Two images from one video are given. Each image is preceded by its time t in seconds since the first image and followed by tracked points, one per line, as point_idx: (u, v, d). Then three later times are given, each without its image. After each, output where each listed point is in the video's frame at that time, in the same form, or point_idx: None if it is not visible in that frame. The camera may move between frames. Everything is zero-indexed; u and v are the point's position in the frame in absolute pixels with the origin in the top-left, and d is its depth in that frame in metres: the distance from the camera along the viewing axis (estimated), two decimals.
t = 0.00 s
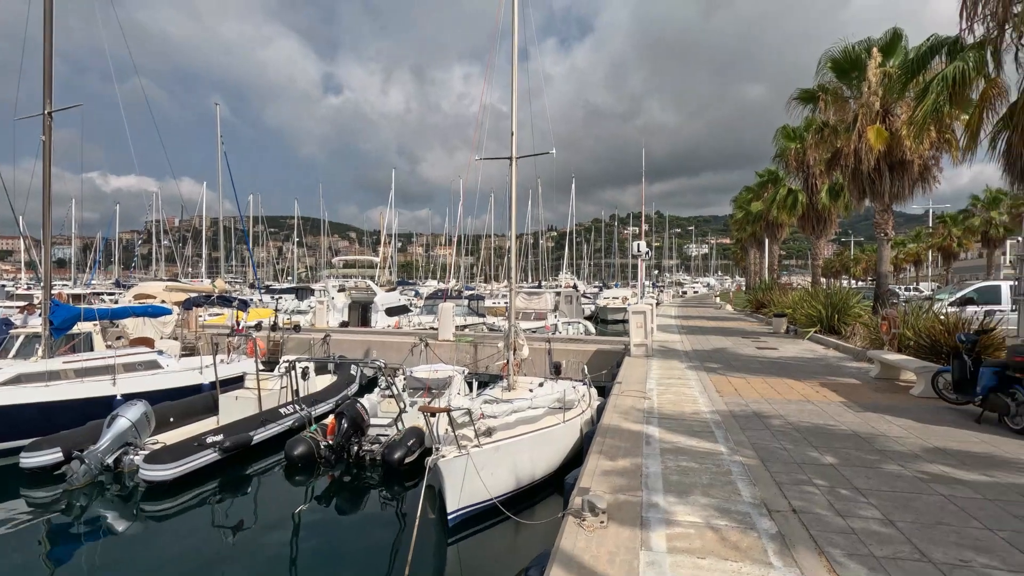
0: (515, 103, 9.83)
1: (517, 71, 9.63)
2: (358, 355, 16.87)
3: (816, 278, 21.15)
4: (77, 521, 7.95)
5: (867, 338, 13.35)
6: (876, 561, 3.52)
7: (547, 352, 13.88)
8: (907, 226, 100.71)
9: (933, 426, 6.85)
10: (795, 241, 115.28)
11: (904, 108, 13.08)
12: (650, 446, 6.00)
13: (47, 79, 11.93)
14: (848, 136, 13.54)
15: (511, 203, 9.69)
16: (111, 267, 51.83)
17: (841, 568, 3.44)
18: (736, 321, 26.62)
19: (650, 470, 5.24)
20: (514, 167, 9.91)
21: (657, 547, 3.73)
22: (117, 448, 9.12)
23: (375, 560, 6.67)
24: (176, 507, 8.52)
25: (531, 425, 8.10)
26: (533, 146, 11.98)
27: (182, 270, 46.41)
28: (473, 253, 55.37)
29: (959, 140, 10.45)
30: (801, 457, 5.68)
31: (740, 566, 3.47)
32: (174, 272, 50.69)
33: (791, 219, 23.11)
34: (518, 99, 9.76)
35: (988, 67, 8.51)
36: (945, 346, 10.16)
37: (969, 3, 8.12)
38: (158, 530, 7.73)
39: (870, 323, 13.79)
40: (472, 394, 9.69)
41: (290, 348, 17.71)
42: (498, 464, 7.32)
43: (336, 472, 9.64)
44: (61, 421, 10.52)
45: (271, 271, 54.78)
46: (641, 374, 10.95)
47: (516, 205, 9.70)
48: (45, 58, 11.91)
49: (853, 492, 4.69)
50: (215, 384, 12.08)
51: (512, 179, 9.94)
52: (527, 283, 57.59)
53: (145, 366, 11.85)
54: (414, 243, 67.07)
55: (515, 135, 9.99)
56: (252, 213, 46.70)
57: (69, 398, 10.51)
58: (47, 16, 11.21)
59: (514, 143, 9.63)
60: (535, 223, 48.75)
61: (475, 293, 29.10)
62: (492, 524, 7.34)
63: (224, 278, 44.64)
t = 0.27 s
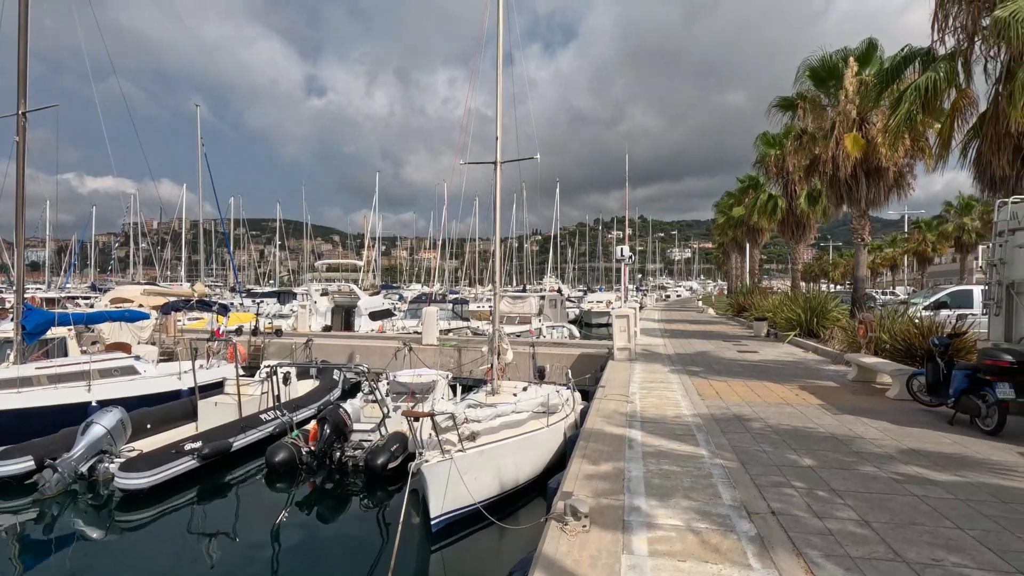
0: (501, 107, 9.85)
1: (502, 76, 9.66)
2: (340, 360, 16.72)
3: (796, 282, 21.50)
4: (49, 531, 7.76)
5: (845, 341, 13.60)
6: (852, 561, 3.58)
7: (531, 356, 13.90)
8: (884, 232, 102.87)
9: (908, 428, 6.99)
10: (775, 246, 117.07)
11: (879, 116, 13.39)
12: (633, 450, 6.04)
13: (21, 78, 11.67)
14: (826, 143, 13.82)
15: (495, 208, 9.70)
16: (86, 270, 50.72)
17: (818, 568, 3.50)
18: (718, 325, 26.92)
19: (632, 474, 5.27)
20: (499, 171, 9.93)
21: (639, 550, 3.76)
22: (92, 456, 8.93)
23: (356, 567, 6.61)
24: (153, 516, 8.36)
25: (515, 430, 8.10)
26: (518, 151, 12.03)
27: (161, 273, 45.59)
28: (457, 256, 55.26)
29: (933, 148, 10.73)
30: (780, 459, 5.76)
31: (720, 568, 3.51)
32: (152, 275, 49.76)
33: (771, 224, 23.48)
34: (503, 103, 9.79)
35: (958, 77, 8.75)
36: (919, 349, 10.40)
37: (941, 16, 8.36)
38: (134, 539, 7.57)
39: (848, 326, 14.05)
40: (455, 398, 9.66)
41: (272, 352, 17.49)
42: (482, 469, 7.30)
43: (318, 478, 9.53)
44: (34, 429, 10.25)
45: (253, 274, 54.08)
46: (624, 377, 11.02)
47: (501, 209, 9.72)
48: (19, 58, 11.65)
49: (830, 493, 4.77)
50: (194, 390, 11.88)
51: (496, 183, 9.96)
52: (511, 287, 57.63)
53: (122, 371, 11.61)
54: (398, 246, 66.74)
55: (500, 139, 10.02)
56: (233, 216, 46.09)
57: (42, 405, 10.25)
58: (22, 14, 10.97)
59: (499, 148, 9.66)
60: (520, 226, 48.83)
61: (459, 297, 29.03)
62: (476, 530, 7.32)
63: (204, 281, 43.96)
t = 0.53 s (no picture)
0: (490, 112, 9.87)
1: (492, 81, 9.68)
2: (329, 364, 16.59)
3: (783, 286, 21.71)
4: (29, 538, 7.62)
5: (831, 345, 13.75)
6: (838, 564, 3.62)
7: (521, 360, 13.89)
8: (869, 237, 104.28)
9: (892, 432, 7.08)
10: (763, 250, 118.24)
11: (863, 124, 13.59)
12: (622, 454, 6.06)
13: (5, 78, 11.50)
14: (811, 149, 14.01)
15: (485, 212, 9.72)
16: (69, 273, 49.94)
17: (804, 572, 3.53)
18: (706, 329, 27.09)
19: (621, 479, 5.28)
20: (489, 176, 9.94)
21: (627, 555, 3.76)
22: (74, 463, 8.78)
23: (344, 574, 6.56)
24: (136, 523, 8.23)
25: (504, 434, 8.08)
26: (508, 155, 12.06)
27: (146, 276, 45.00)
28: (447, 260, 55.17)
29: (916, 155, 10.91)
30: (768, 463, 5.80)
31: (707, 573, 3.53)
32: (138, 278, 49.13)
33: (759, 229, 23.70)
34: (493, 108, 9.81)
35: (940, 86, 8.92)
36: (904, 353, 10.54)
37: (923, 26, 8.52)
38: (117, 547, 7.45)
39: (834, 331, 14.21)
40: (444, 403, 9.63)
41: (259, 356, 17.32)
42: (471, 474, 7.27)
43: (306, 484, 9.42)
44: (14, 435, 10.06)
45: (240, 277, 53.57)
46: (613, 382, 11.05)
47: (491, 214, 9.72)
48: (3, 57, 11.49)
49: (816, 497, 4.82)
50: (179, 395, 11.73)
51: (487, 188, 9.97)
52: (501, 290, 57.60)
53: (105, 376, 11.44)
54: (387, 250, 66.49)
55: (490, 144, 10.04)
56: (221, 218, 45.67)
57: (22, 410, 10.06)
58: (6, 13, 10.83)
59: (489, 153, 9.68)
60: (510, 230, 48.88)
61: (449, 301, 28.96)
62: (464, 536, 7.28)
63: (190, 284, 43.48)
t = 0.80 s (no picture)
0: (486, 118, 9.86)
1: (488, 86, 9.70)
2: (323, 369, 16.52)
3: (777, 292, 21.79)
4: (17, 546, 7.52)
5: (825, 351, 13.79)
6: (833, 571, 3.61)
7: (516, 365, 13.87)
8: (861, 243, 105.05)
9: (887, 437, 7.09)
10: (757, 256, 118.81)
11: (857, 130, 13.69)
12: (618, 460, 6.05)
13: None
14: (805, 155, 14.08)
15: (481, 216, 9.71)
16: (62, 277, 49.55)
17: None
18: (701, 334, 27.15)
19: (616, 485, 5.26)
20: (486, 180, 9.95)
21: (623, 562, 3.74)
22: (64, 470, 8.69)
23: None
24: (125, 530, 8.12)
25: (499, 440, 8.04)
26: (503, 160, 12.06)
27: (139, 280, 44.71)
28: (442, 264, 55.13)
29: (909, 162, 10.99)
30: (763, 469, 5.80)
31: None
32: (131, 282, 48.83)
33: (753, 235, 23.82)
34: (489, 113, 9.79)
35: (932, 94, 9.01)
36: (897, 359, 10.59)
37: (915, 34, 8.60)
38: (105, 554, 7.35)
39: (828, 336, 14.26)
40: (439, 408, 9.59)
41: (252, 361, 17.23)
42: (466, 480, 7.23)
43: (299, 490, 9.31)
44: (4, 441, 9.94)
45: (234, 281, 53.39)
46: (609, 387, 11.03)
47: (486, 218, 9.72)
48: None
49: (813, 503, 4.81)
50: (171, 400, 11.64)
51: (483, 192, 9.96)
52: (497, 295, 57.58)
53: (97, 381, 11.33)
54: (382, 254, 66.39)
55: (486, 149, 10.05)
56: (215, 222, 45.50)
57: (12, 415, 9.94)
58: None
59: (485, 157, 9.71)
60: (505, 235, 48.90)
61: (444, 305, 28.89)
62: (459, 542, 7.23)
63: (183, 288, 43.23)
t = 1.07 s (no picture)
0: (487, 123, 9.86)
1: (490, 91, 9.71)
2: (324, 373, 16.47)
3: (778, 297, 21.74)
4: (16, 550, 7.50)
5: (827, 356, 13.75)
6: None
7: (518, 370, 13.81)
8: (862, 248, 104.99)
9: (892, 444, 7.05)
10: (758, 260, 118.82)
11: (858, 136, 13.69)
12: (621, 466, 6.01)
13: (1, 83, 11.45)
14: (807, 161, 14.07)
15: (483, 221, 9.70)
16: (63, 281, 49.56)
17: None
18: (702, 339, 27.06)
19: (620, 491, 5.22)
20: (487, 185, 9.95)
21: (628, 570, 3.70)
22: (64, 473, 8.66)
23: None
24: (125, 535, 8.08)
25: (501, 445, 8.00)
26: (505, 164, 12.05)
27: (140, 284, 44.70)
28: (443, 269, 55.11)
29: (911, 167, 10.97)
30: (767, 476, 5.75)
31: None
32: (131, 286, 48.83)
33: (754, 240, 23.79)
34: (491, 118, 9.79)
35: (935, 100, 8.99)
36: (901, 365, 10.54)
37: (917, 40, 8.61)
38: (104, 559, 7.30)
39: (830, 341, 14.21)
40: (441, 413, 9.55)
41: (253, 365, 17.19)
42: (468, 486, 7.19)
43: (299, 496, 9.23)
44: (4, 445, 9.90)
45: (235, 285, 53.40)
46: (611, 392, 10.98)
47: (487, 222, 9.70)
48: None
49: (818, 510, 4.77)
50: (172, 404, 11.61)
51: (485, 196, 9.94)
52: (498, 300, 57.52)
53: (97, 385, 11.30)
54: (383, 258, 66.41)
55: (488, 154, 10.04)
56: (216, 226, 45.54)
57: (13, 420, 9.91)
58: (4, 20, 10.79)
59: (487, 162, 9.72)
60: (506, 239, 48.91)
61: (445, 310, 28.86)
62: (460, 548, 7.18)
63: (184, 292, 43.23)
